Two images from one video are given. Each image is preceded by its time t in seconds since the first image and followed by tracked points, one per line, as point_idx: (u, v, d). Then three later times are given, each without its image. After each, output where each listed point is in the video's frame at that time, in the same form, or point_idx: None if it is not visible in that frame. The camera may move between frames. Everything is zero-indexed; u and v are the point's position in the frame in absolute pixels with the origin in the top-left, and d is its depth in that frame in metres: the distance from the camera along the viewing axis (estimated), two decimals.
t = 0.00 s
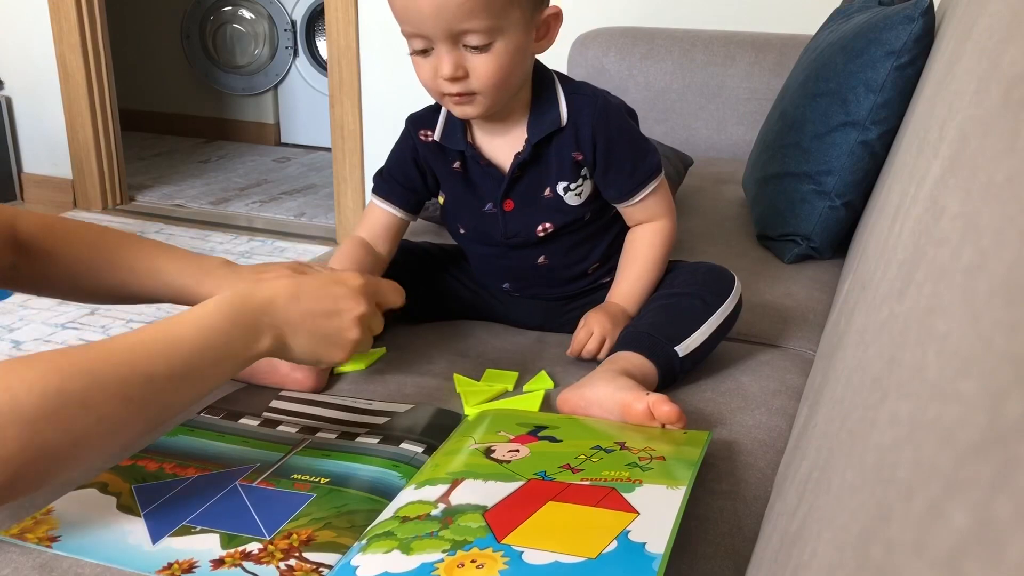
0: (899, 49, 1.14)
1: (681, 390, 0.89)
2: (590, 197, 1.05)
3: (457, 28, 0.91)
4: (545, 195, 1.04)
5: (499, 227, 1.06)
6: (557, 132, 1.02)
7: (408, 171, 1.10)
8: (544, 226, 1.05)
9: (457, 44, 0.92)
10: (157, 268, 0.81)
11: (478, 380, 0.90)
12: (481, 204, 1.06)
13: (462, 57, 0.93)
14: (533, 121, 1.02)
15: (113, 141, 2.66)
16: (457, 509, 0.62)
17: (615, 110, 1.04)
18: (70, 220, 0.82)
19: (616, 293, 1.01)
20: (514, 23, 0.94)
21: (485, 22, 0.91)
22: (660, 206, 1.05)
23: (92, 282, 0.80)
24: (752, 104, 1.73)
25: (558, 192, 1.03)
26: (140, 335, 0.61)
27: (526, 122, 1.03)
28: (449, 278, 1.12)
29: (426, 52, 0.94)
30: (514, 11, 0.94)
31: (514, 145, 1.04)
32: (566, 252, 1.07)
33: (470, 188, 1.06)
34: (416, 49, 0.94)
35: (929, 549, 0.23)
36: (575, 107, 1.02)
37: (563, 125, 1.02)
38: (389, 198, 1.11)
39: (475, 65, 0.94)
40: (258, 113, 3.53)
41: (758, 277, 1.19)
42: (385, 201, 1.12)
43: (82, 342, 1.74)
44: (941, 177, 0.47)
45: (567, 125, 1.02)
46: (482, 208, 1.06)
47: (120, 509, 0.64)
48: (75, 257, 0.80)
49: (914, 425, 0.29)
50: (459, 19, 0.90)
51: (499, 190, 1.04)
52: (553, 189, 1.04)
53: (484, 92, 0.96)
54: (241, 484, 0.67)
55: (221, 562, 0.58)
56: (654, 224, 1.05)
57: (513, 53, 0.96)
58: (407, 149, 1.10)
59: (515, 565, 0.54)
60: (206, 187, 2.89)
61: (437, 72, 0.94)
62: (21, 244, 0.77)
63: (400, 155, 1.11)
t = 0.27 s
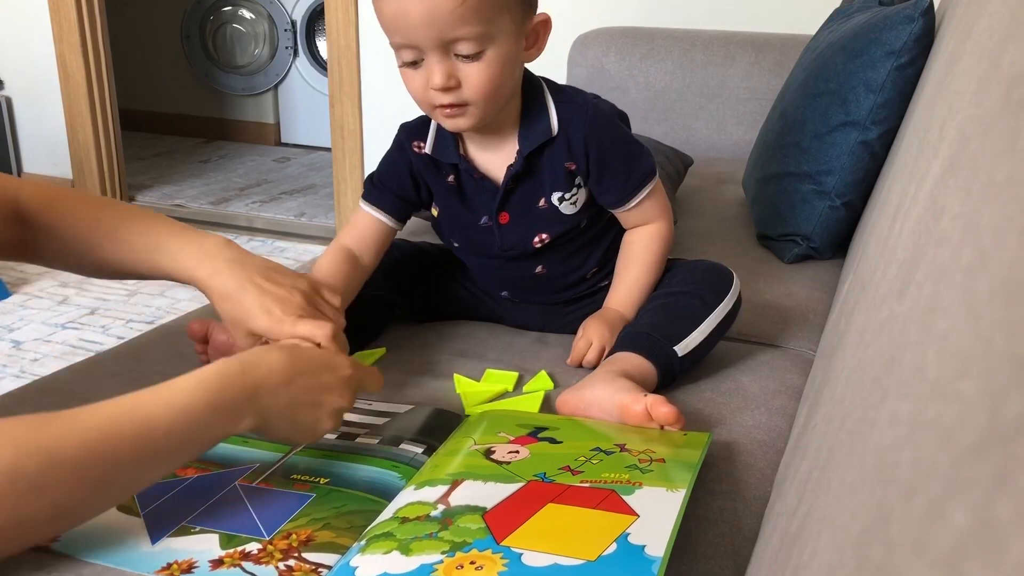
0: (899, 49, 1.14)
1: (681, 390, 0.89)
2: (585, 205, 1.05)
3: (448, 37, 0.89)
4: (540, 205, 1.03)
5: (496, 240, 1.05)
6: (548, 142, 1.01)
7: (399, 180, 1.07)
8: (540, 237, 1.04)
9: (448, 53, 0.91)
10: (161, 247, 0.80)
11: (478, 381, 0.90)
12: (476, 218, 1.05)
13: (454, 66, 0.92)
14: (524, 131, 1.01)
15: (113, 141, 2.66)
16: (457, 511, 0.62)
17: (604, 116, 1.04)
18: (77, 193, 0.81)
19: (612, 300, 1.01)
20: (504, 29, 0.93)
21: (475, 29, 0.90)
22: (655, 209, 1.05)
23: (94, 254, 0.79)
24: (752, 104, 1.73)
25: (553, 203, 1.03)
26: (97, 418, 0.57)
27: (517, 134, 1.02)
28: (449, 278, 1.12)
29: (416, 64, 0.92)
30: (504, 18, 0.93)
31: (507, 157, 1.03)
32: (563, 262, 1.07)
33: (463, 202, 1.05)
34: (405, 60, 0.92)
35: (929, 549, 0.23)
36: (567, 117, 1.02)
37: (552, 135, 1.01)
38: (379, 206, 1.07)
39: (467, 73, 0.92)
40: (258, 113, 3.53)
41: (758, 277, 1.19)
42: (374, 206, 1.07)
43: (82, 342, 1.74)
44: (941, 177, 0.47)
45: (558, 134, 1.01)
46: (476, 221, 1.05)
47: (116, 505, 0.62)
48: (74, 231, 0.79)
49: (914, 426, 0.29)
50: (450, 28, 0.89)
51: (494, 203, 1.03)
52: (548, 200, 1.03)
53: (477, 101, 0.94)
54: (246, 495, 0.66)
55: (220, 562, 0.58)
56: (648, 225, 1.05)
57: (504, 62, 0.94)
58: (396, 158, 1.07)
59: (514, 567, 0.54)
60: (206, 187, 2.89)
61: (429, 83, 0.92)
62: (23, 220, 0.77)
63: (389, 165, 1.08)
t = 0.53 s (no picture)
0: (899, 49, 1.14)
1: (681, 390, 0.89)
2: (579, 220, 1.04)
3: (430, 74, 0.87)
4: (535, 226, 1.02)
5: (492, 264, 1.04)
6: (539, 163, 1.00)
7: (393, 201, 1.05)
8: (537, 257, 1.04)
9: (432, 89, 0.88)
10: (154, 268, 0.77)
11: (478, 382, 0.90)
12: (469, 243, 1.04)
13: (437, 102, 0.89)
14: (512, 155, 1.00)
15: (113, 141, 2.66)
16: (456, 511, 0.62)
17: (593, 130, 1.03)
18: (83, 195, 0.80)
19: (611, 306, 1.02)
20: (488, 60, 0.91)
21: (458, 64, 0.87)
22: (653, 213, 1.05)
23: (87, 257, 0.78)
24: (752, 104, 1.73)
25: (547, 224, 1.02)
26: (45, 488, 0.51)
27: (506, 160, 1.00)
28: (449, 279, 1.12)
29: (398, 101, 0.90)
30: (486, 50, 0.90)
31: (497, 183, 1.01)
32: (560, 278, 1.07)
33: (456, 226, 1.04)
34: (387, 97, 0.90)
35: (929, 548, 0.23)
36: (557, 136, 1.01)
37: (543, 156, 1.00)
38: (375, 224, 1.05)
39: (452, 110, 0.89)
40: (258, 113, 3.53)
41: (757, 277, 1.19)
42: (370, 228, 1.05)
43: (82, 342, 1.74)
44: (941, 177, 0.47)
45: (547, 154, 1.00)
46: (471, 246, 1.04)
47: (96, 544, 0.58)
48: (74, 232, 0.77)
49: (913, 426, 0.29)
50: (432, 64, 0.86)
51: (487, 227, 1.02)
52: (542, 221, 1.02)
53: (463, 135, 0.91)
54: (258, 520, 0.63)
55: (219, 564, 0.57)
56: (648, 230, 1.05)
57: (489, 95, 0.91)
58: (389, 178, 1.05)
59: (513, 566, 0.54)
60: (205, 187, 2.89)
61: (412, 120, 0.90)
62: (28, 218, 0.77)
63: (384, 184, 1.06)
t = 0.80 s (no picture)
0: (899, 49, 1.14)
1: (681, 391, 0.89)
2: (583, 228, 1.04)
3: (432, 85, 0.86)
4: (539, 238, 1.02)
5: (497, 276, 1.03)
6: (546, 175, 1.00)
7: (395, 210, 1.02)
8: (541, 269, 1.03)
9: (432, 101, 0.87)
10: (144, 268, 0.77)
11: (477, 382, 0.90)
12: (473, 256, 1.03)
13: (439, 113, 0.88)
14: (517, 168, 0.99)
15: (113, 141, 2.66)
16: (455, 512, 0.62)
17: (599, 139, 1.03)
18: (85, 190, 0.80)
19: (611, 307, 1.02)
20: (490, 73, 0.90)
21: (460, 77, 0.87)
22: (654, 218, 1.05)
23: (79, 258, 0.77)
24: (752, 104, 1.73)
25: (552, 236, 1.01)
26: None
27: (510, 174, 1.00)
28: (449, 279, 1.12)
29: (399, 112, 0.88)
30: (490, 61, 0.90)
31: (500, 194, 1.00)
32: (563, 287, 1.06)
33: (460, 238, 1.02)
34: (387, 108, 0.89)
35: (929, 548, 0.23)
36: (561, 145, 1.00)
37: (548, 168, 1.00)
38: (376, 232, 1.01)
39: (453, 121, 0.88)
40: (258, 113, 3.53)
41: (757, 277, 1.19)
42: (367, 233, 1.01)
43: (82, 342, 1.74)
44: (941, 177, 0.47)
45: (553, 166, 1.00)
46: (474, 259, 1.03)
47: None
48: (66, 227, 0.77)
49: (913, 426, 0.29)
50: (434, 76, 0.85)
51: (492, 240, 1.01)
52: (546, 233, 1.01)
53: (464, 149, 0.90)
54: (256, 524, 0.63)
55: (218, 565, 0.57)
56: (649, 233, 1.05)
57: (491, 107, 0.91)
58: (392, 187, 1.02)
59: (512, 568, 0.54)
60: (206, 187, 2.89)
61: (413, 132, 0.88)
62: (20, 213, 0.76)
63: (385, 192, 1.02)
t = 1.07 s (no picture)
0: (899, 49, 1.13)
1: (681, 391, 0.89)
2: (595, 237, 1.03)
3: (450, 102, 0.84)
4: (550, 251, 1.00)
5: (506, 289, 1.01)
6: (560, 189, 0.99)
7: (406, 220, 0.98)
8: (550, 281, 1.01)
9: (450, 118, 0.85)
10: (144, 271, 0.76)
11: (478, 382, 0.90)
12: (483, 268, 1.00)
13: (455, 131, 0.86)
14: (531, 181, 0.98)
15: (113, 141, 2.66)
16: (457, 512, 0.62)
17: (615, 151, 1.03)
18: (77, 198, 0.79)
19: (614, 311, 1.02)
20: (510, 94, 0.89)
21: (479, 96, 0.85)
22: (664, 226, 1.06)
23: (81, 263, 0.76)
24: (752, 104, 1.73)
25: (564, 248, 1.00)
26: None
27: (524, 189, 0.98)
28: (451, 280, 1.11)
29: (414, 125, 0.86)
30: (510, 82, 0.88)
31: (512, 209, 0.99)
32: (570, 295, 1.05)
33: (471, 250, 1.00)
34: (402, 120, 0.87)
35: (928, 548, 0.23)
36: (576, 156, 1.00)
37: (562, 182, 0.99)
38: (386, 242, 0.97)
39: (470, 140, 0.86)
40: (258, 113, 3.53)
41: (757, 277, 1.19)
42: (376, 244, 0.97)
43: (82, 342, 1.74)
44: (941, 177, 0.47)
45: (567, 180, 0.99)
46: (483, 270, 1.00)
47: None
48: (65, 233, 0.76)
49: (913, 427, 0.29)
50: (453, 94, 0.84)
51: (503, 252, 0.99)
52: (558, 245, 1.00)
53: (478, 168, 0.88)
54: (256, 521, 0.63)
55: (218, 566, 0.58)
56: (656, 241, 1.05)
57: (508, 127, 0.89)
58: (404, 196, 0.99)
59: (512, 569, 0.54)
60: (206, 187, 2.89)
61: (427, 147, 0.86)
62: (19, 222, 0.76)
63: (396, 201, 0.99)
